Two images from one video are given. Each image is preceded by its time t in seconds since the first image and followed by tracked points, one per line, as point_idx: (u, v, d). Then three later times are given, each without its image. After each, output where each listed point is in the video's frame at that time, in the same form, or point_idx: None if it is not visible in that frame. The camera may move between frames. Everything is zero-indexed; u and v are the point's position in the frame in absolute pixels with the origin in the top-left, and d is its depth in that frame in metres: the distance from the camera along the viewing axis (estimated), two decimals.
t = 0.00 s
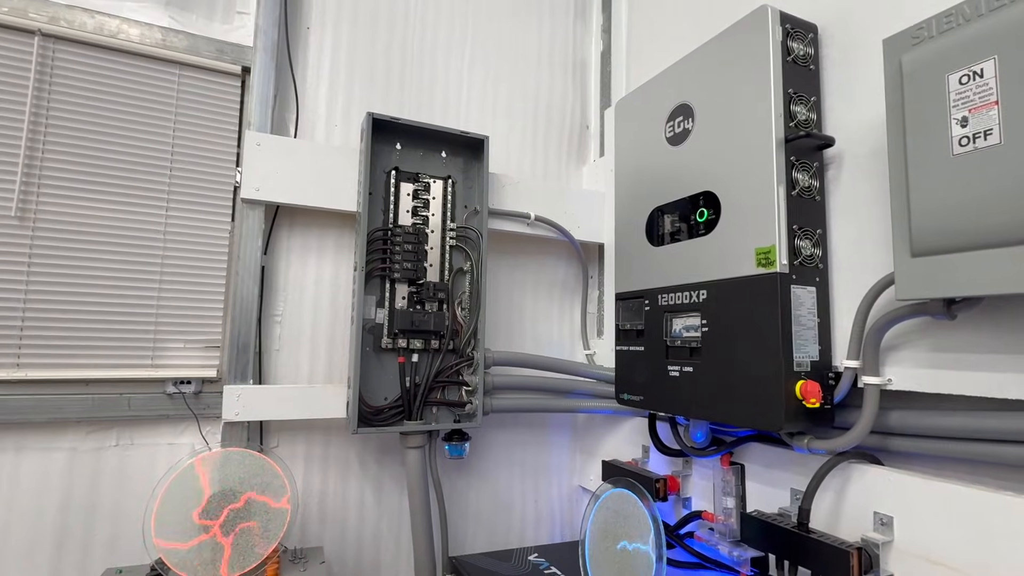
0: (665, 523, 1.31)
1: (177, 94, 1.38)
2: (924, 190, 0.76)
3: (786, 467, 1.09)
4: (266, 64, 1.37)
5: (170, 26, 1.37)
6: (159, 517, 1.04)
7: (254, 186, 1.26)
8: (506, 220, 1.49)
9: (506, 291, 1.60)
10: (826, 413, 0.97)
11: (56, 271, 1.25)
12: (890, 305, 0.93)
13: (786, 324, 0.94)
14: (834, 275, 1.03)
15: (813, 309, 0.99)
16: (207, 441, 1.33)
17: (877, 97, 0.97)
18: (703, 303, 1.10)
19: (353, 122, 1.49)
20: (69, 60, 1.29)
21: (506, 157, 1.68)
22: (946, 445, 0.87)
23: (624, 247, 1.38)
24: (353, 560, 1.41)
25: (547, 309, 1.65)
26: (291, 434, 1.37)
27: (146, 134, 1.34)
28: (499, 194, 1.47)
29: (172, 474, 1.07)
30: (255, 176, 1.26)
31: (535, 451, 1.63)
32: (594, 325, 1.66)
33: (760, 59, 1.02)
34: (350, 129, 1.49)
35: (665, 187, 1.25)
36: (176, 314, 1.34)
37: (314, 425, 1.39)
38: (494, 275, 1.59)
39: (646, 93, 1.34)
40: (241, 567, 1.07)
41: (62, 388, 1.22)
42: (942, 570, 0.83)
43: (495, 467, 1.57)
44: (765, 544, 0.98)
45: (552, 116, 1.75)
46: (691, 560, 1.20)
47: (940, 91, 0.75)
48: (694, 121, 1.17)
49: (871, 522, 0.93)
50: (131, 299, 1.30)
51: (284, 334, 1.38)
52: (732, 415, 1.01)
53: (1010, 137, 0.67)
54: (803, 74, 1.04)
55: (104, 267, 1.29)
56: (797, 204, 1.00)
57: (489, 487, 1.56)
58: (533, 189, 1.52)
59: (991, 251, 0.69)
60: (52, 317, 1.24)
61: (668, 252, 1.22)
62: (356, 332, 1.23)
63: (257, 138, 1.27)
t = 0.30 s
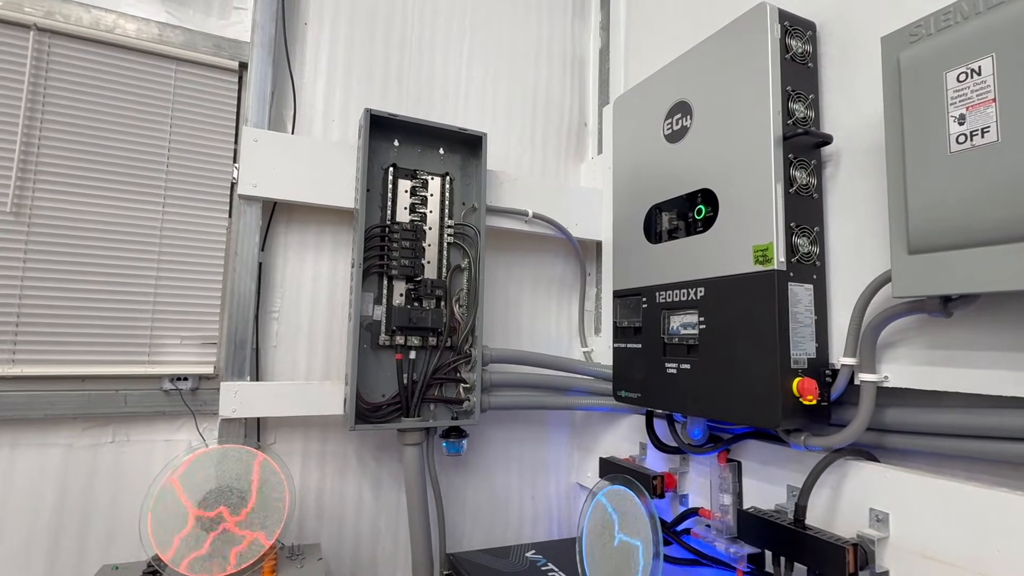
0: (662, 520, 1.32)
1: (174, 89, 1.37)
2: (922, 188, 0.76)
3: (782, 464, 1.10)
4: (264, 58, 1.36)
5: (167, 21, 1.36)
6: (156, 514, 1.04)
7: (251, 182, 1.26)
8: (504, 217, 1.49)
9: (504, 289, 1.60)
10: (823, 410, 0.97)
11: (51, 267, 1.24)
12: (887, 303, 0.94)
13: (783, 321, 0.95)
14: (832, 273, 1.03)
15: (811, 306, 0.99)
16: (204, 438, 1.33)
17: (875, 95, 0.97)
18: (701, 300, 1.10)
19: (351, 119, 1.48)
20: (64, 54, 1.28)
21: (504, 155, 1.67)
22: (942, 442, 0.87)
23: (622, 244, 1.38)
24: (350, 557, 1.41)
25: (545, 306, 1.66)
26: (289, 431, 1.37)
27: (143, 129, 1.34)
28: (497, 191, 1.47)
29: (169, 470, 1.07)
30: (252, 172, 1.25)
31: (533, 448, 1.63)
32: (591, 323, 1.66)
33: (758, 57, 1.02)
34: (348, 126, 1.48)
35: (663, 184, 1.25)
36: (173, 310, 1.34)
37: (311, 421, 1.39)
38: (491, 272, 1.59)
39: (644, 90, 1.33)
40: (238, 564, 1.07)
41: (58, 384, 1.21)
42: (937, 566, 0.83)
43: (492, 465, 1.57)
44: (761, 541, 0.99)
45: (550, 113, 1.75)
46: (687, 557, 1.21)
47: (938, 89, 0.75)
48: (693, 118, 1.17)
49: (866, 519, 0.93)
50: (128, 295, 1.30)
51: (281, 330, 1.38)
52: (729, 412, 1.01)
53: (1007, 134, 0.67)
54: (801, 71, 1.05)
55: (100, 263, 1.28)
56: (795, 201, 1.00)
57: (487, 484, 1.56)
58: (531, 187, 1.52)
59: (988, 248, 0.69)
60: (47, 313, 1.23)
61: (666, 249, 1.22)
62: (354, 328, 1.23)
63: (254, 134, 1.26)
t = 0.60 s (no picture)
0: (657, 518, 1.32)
1: (168, 87, 1.36)
2: (916, 187, 0.76)
3: (776, 462, 1.10)
4: (259, 55, 1.35)
5: (160, 17, 1.35)
6: (150, 512, 1.04)
7: (247, 180, 1.25)
8: (500, 216, 1.49)
9: (500, 287, 1.60)
10: (817, 409, 0.98)
11: (44, 265, 1.24)
12: (881, 301, 0.94)
13: (778, 320, 0.95)
14: (827, 272, 1.03)
15: (805, 305, 1.00)
16: (199, 436, 1.32)
17: (870, 95, 0.98)
18: (696, 299, 1.11)
19: (346, 117, 1.48)
20: (57, 50, 1.27)
21: (500, 153, 1.67)
22: (936, 440, 0.88)
23: (618, 243, 1.38)
24: (346, 556, 1.41)
25: (541, 304, 1.66)
26: (284, 429, 1.36)
27: (136, 127, 1.33)
28: (494, 190, 1.47)
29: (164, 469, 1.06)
30: (247, 170, 1.25)
31: (529, 447, 1.63)
32: (588, 321, 1.66)
33: (754, 56, 1.02)
34: (344, 123, 1.48)
35: (659, 183, 1.25)
36: (168, 308, 1.33)
37: (307, 420, 1.39)
38: (487, 270, 1.59)
39: (641, 89, 1.33)
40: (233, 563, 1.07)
41: (51, 382, 1.21)
42: (930, 563, 0.84)
43: (488, 463, 1.57)
44: (756, 538, 0.99)
45: (547, 112, 1.75)
46: (682, 555, 1.22)
47: (932, 88, 0.75)
48: (688, 117, 1.17)
49: (860, 516, 0.94)
50: (122, 293, 1.29)
51: (277, 329, 1.37)
52: (724, 411, 1.01)
53: (1000, 134, 0.68)
54: (797, 71, 1.05)
55: (93, 260, 1.27)
56: (790, 200, 1.01)
57: (482, 483, 1.56)
58: (528, 185, 1.52)
59: (981, 247, 0.69)
60: (41, 311, 1.23)
61: (662, 248, 1.22)
62: (349, 327, 1.22)
63: (249, 132, 1.26)
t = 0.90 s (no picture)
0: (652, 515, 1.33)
1: (163, 84, 1.36)
2: (909, 186, 0.77)
3: (771, 460, 1.11)
4: (253, 52, 1.35)
5: (155, 14, 1.34)
6: (146, 510, 1.04)
7: (242, 178, 1.25)
8: (497, 214, 1.49)
9: (496, 285, 1.60)
10: (811, 406, 0.98)
11: (38, 263, 1.23)
12: (874, 300, 0.95)
13: (772, 318, 0.95)
14: (821, 270, 1.04)
15: (799, 303, 1.00)
16: (194, 435, 1.32)
17: (864, 94, 0.98)
18: (691, 297, 1.11)
19: (342, 115, 1.48)
20: (50, 47, 1.26)
21: (496, 152, 1.67)
22: (928, 437, 0.88)
23: (614, 241, 1.38)
24: (342, 554, 1.41)
25: (537, 303, 1.66)
26: (279, 428, 1.36)
27: (130, 124, 1.32)
28: (490, 188, 1.47)
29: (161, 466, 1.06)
30: (242, 168, 1.25)
31: (524, 444, 1.63)
32: (583, 320, 1.67)
33: (749, 55, 1.02)
34: (340, 121, 1.47)
35: (654, 181, 1.26)
36: (162, 306, 1.33)
37: (303, 418, 1.39)
38: (483, 268, 1.59)
39: (636, 88, 1.34)
40: (227, 561, 1.07)
41: (46, 380, 1.20)
42: (922, 560, 0.84)
43: (483, 461, 1.57)
44: (750, 536, 1.00)
45: (543, 110, 1.75)
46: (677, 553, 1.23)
47: (925, 88, 0.76)
48: (684, 116, 1.17)
49: (853, 513, 0.94)
50: (116, 291, 1.29)
51: (272, 327, 1.37)
52: (719, 408, 1.02)
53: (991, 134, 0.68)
54: (792, 70, 1.05)
55: (87, 258, 1.27)
56: (784, 199, 1.01)
57: (478, 480, 1.56)
58: (524, 183, 1.52)
59: (973, 246, 0.70)
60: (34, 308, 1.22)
61: (657, 247, 1.22)
62: (345, 325, 1.22)
63: (244, 129, 1.26)
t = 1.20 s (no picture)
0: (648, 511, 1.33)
1: (156, 79, 1.35)
2: (902, 182, 0.77)
3: (765, 455, 1.11)
4: (247, 46, 1.34)
5: (148, 8, 1.33)
6: (139, 508, 1.03)
7: (235, 174, 1.24)
8: (492, 210, 1.49)
9: (491, 282, 1.60)
10: (805, 402, 0.98)
11: (29, 259, 1.22)
12: (868, 296, 0.95)
13: (767, 314, 0.96)
14: (815, 267, 1.04)
15: (794, 299, 1.00)
16: (188, 432, 1.32)
17: (859, 90, 0.98)
18: (687, 293, 1.11)
19: (337, 110, 1.47)
20: (41, 41, 1.25)
21: (491, 148, 1.67)
22: (922, 433, 0.89)
23: (609, 238, 1.38)
24: (337, 551, 1.41)
25: (532, 299, 1.66)
26: (273, 425, 1.36)
27: (123, 120, 1.31)
28: (485, 184, 1.47)
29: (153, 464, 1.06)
30: (235, 164, 1.24)
31: (520, 441, 1.63)
32: (579, 316, 1.67)
33: (744, 51, 1.02)
34: (334, 117, 1.47)
35: (650, 178, 1.25)
36: (156, 303, 1.32)
37: (297, 415, 1.39)
38: (479, 265, 1.59)
39: (632, 84, 1.33)
40: (220, 559, 1.06)
41: (38, 377, 1.20)
42: (915, 554, 0.85)
43: (479, 457, 1.57)
44: (744, 531, 1.00)
45: (538, 107, 1.75)
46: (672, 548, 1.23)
47: (919, 84, 0.76)
48: (679, 112, 1.17)
49: (846, 508, 0.95)
50: (109, 288, 1.28)
51: (266, 324, 1.37)
52: (713, 404, 1.02)
53: (984, 130, 0.69)
54: (786, 66, 1.05)
55: (79, 255, 1.26)
56: (779, 195, 1.01)
57: (473, 477, 1.56)
58: (519, 180, 1.52)
59: (965, 242, 0.70)
60: (26, 305, 1.21)
61: (652, 243, 1.22)
62: (340, 322, 1.22)
63: (238, 125, 1.25)
